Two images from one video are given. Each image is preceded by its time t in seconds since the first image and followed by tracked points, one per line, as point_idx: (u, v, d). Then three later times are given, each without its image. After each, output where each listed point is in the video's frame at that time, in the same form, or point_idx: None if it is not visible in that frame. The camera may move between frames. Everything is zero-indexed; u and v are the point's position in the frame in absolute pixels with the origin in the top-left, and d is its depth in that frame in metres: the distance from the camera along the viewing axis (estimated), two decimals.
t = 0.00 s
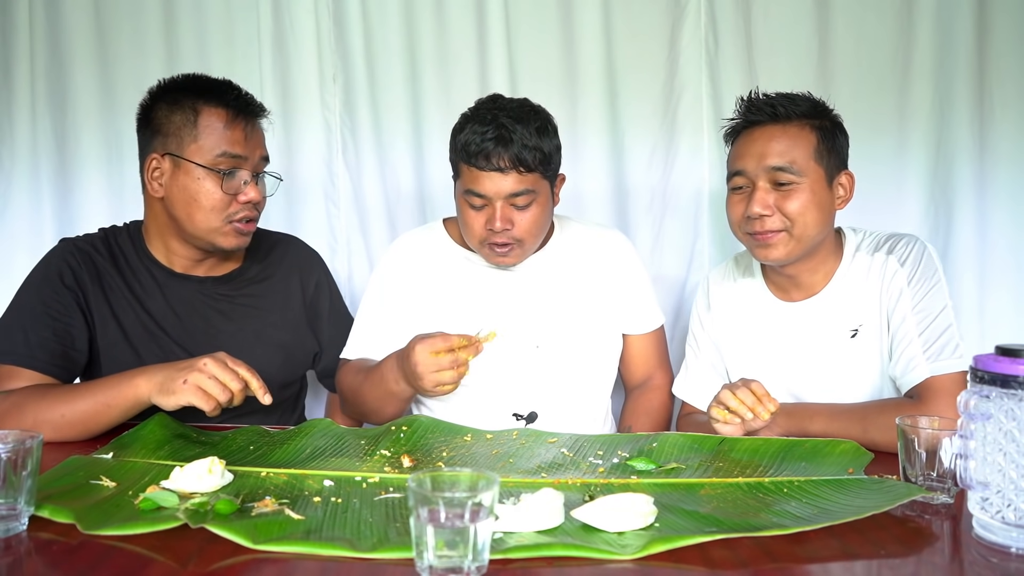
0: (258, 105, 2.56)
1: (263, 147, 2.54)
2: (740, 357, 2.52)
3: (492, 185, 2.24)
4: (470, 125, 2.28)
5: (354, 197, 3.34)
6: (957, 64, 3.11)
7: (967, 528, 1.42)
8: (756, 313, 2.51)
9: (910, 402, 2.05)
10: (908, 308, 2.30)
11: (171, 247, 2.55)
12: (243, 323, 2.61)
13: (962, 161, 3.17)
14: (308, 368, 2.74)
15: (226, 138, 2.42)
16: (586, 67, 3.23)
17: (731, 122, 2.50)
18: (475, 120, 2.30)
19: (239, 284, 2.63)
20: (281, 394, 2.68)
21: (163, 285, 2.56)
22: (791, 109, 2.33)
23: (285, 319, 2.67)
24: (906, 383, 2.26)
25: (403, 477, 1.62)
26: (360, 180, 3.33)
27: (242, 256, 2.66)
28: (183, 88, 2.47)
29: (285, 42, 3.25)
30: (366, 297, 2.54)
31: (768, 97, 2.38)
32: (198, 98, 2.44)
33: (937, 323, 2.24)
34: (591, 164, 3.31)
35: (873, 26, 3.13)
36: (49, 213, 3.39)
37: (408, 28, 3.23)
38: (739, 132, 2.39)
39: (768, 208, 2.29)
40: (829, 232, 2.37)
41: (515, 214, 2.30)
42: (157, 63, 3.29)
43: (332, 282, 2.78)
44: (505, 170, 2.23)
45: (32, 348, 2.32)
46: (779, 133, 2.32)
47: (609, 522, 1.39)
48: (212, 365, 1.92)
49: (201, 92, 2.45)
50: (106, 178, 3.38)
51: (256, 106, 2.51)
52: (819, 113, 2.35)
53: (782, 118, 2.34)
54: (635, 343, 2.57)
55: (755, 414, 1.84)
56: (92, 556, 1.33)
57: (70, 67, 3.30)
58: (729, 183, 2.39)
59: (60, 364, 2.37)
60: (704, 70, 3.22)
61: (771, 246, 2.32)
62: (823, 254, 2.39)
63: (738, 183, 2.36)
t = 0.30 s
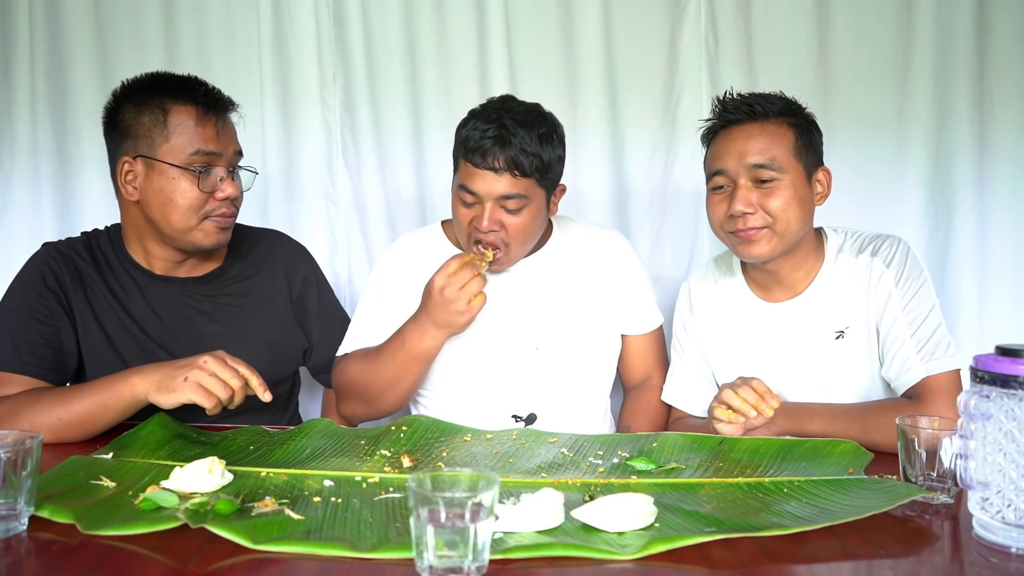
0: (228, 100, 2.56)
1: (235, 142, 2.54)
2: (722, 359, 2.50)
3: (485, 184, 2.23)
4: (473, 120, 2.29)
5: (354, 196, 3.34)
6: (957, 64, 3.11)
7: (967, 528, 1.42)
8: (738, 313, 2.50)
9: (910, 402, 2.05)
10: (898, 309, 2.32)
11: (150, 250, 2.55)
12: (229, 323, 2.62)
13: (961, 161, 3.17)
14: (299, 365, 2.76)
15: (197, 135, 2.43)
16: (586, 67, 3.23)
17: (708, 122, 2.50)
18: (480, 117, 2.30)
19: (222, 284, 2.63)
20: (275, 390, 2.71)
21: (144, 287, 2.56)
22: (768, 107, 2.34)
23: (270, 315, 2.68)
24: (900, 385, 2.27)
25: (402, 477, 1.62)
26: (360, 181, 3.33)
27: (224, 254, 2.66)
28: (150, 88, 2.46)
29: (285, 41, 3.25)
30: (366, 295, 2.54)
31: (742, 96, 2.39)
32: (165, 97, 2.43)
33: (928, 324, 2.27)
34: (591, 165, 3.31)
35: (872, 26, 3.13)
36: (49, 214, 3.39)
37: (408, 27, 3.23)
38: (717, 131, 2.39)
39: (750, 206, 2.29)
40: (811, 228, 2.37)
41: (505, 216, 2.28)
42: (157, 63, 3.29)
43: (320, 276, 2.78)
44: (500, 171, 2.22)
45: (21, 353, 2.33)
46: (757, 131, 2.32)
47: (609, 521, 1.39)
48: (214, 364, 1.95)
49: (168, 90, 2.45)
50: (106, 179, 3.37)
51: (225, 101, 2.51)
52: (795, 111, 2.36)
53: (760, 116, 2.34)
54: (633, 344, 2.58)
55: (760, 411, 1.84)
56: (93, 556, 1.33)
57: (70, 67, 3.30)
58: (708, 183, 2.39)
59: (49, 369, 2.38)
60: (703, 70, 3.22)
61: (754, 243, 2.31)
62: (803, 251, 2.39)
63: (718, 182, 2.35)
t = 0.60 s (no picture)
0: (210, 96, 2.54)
1: (220, 139, 2.53)
2: (716, 355, 2.49)
3: (485, 193, 2.22)
4: (482, 125, 2.28)
5: (354, 196, 3.34)
6: (957, 64, 3.10)
7: (968, 529, 1.42)
8: (736, 307, 2.48)
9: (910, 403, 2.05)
10: (901, 308, 2.32)
11: (143, 251, 2.54)
12: (225, 322, 2.62)
13: (961, 162, 3.16)
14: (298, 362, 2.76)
15: (183, 134, 2.42)
16: (586, 67, 3.23)
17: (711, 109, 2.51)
18: (488, 122, 2.29)
19: (215, 283, 2.63)
20: (275, 388, 2.71)
21: (138, 289, 2.56)
22: (771, 96, 2.35)
23: (266, 313, 2.68)
24: (900, 383, 2.29)
25: (402, 477, 1.62)
26: (360, 181, 3.33)
27: (218, 252, 2.66)
28: (132, 89, 2.45)
29: (285, 41, 3.25)
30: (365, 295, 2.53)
31: (746, 85, 2.40)
32: (147, 97, 2.42)
33: (930, 325, 2.28)
34: (591, 165, 3.31)
35: (872, 26, 3.13)
36: (49, 214, 3.39)
37: (408, 27, 3.23)
38: (720, 120, 2.40)
39: (750, 195, 2.29)
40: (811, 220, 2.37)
41: (502, 226, 2.29)
42: (157, 63, 3.29)
43: (315, 272, 2.78)
44: (502, 181, 2.21)
45: (19, 355, 2.34)
46: (759, 119, 2.33)
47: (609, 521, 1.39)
48: (214, 359, 1.95)
49: (150, 90, 2.44)
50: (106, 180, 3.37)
51: (207, 97, 2.50)
52: (798, 101, 2.37)
53: (763, 104, 2.35)
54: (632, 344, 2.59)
55: (758, 412, 1.84)
56: (93, 556, 1.33)
57: (70, 67, 3.30)
58: (710, 171, 2.40)
59: (48, 370, 2.39)
60: (703, 70, 3.22)
61: (753, 233, 2.31)
62: (803, 242, 2.38)
63: (720, 170, 2.36)
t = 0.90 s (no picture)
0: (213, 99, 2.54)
1: (222, 142, 2.53)
2: (747, 352, 2.53)
3: (491, 201, 2.21)
4: (486, 132, 2.24)
5: (354, 196, 3.34)
6: (957, 64, 3.10)
7: (967, 528, 1.42)
8: (767, 304, 2.51)
9: (909, 402, 2.05)
10: (926, 307, 2.32)
11: (144, 252, 2.54)
12: (226, 322, 2.62)
13: (961, 161, 3.17)
14: (299, 363, 2.76)
15: (184, 137, 2.42)
16: (586, 66, 3.22)
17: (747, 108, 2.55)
18: (492, 129, 2.25)
19: (216, 283, 2.63)
20: (274, 388, 2.71)
21: (139, 289, 2.56)
22: (806, 93, 2.38)
23: (267, 314, 2.69)
24: (912, 378, 2.29)
25: (402, 477, 1.62)
26: (360, 181, 3.33)
27: (218, 254, 2.66)
28: (136, 90, 2.45)
29: (285, 40, 3.25)
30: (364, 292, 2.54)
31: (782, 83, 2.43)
32: (151, 98, 2.42)
33: (951, 326, 2.28)
34: (591, 165, 3.31)
35: (872, 26, 3.13)
36: (49, 215, 3.39)
37: (408, 27, 3.22)
38: (755, 118, 2.44)
39: (785, 189, 2.32)
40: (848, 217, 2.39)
41: (509, 233, 2.29)
42: (157, 63, 3.29)
43: (315, 274, 2.79)
44: (509, 190, 2.19)
45: (20, 355, 2.34)
46: (794, 116, 2.37)
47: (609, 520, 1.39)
48: (217, 362, 1.95)
49: (154, 92, 2.44)
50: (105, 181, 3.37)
51: (210, 100, 2.49)
52: (834, 99, 2.40)
53: (798, 101, 2.39)
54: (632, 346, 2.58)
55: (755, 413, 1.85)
56: (93, 556, 1.33)
57: (70, 68, 3.30)
58: (746, 167, 2.43)
59: (48, 370, 2.39)
60: (703, 70, 3.22)
61: (789, 230, 2.33)
62: (838, 239, 2.39)
63: (756, 167, 2.40)
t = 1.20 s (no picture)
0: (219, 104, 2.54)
1: (226, 147, 2.52)
2: (792, 346, 2.57)
3: (534, 201, 2.18)
4: (517, 137, 2.18)
5: (354, 196, 3.34)
6: (957, 64, 3.10)
7: (967, 528, 1.42)
8: (814, 300, 2.55)
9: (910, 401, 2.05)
10: (960, 309, 2.26)
11: (147, 252, 2.54)
12: (228, 323, 2.62)
13: (961, 161, 3.17)
14: (300, 364, 2.77)
15: (184, 141, 2.41)
16: (586, 66, 3.22)
17: (803, 103, 2.57)
18: (521, 133, 2.20)
19: (219, 284, 2.62)
20: (275, 390, 2.72)
21: (143, 289, 2.55)
22: (858, 91, 2.39)
23: (269, 314, 2.69)
24: (932, 373, 2.22)
25: (403, 477, 1.62)
26: (360, 181, 3.33)
27: (222, 254, 2.66)
28: (142, 91, 2.46)
29: (285, 40, 3.24)
30: (369, 290, 2.50)
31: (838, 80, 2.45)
32: (155, 101, 2.43)
33: (983, 329, 2.20)
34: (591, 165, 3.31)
35: (872, 26, 3.13)
36: (49, 214, 3.39)
37: (408, 26, 3.22)
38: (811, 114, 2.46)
39: (830, 185, 2.35)
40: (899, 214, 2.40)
41: (551, 229, 2.26)
42: (157, 64, 3.29)
43: (318, 275, 2.79)
44: (552, 187, 2.16)
45: (22, 353, 2.34)
46: (845, 114, 2.39)
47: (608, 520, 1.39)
48: (221, 370, 1.96)
49: (159, 93, 2.44)
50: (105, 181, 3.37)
51: (214, 104, 2.49)
52: (889, 97, 2.40)
53: (849, 99, 2.40)
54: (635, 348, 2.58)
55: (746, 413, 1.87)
56: (93, 556, 1.33)
57: (70, 68, 3.30)
58: (797, 163, 2.47)
59: (50, 369, 2.39)
60: (704, 70, 3.22)
61: (834, 225, 2.37)
62: (887, 239, 2.41)
63: (806, 163, 2.43)
